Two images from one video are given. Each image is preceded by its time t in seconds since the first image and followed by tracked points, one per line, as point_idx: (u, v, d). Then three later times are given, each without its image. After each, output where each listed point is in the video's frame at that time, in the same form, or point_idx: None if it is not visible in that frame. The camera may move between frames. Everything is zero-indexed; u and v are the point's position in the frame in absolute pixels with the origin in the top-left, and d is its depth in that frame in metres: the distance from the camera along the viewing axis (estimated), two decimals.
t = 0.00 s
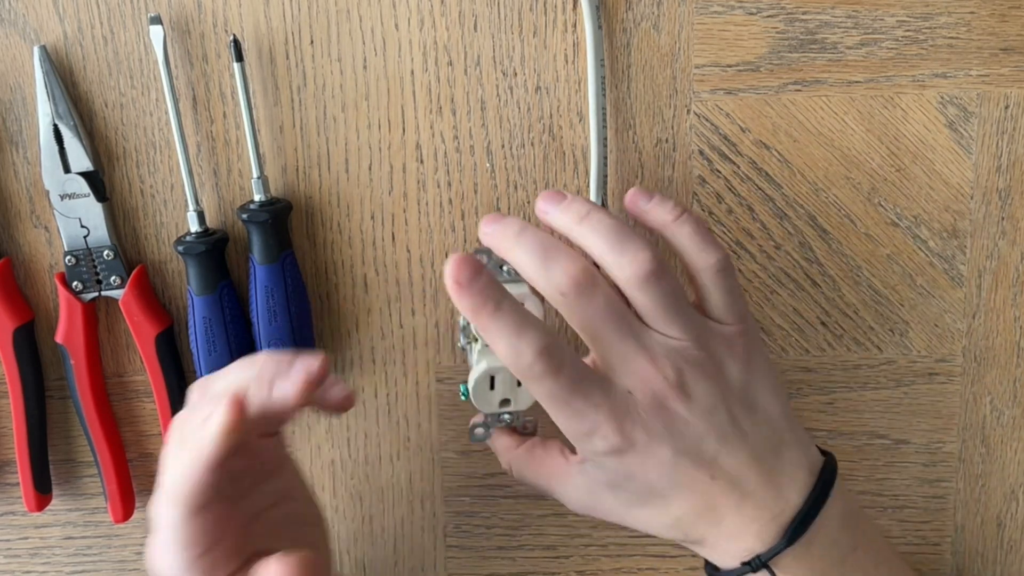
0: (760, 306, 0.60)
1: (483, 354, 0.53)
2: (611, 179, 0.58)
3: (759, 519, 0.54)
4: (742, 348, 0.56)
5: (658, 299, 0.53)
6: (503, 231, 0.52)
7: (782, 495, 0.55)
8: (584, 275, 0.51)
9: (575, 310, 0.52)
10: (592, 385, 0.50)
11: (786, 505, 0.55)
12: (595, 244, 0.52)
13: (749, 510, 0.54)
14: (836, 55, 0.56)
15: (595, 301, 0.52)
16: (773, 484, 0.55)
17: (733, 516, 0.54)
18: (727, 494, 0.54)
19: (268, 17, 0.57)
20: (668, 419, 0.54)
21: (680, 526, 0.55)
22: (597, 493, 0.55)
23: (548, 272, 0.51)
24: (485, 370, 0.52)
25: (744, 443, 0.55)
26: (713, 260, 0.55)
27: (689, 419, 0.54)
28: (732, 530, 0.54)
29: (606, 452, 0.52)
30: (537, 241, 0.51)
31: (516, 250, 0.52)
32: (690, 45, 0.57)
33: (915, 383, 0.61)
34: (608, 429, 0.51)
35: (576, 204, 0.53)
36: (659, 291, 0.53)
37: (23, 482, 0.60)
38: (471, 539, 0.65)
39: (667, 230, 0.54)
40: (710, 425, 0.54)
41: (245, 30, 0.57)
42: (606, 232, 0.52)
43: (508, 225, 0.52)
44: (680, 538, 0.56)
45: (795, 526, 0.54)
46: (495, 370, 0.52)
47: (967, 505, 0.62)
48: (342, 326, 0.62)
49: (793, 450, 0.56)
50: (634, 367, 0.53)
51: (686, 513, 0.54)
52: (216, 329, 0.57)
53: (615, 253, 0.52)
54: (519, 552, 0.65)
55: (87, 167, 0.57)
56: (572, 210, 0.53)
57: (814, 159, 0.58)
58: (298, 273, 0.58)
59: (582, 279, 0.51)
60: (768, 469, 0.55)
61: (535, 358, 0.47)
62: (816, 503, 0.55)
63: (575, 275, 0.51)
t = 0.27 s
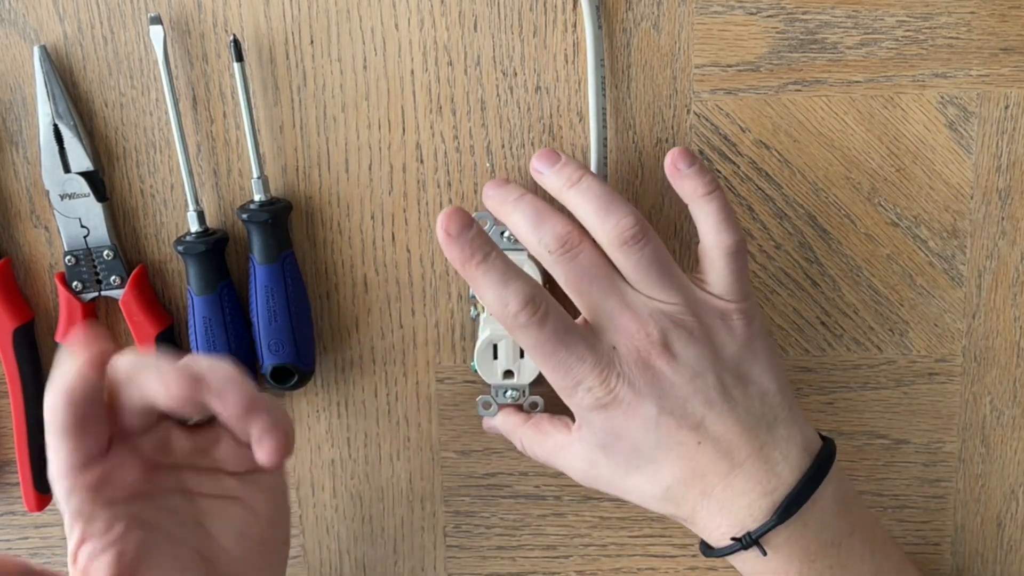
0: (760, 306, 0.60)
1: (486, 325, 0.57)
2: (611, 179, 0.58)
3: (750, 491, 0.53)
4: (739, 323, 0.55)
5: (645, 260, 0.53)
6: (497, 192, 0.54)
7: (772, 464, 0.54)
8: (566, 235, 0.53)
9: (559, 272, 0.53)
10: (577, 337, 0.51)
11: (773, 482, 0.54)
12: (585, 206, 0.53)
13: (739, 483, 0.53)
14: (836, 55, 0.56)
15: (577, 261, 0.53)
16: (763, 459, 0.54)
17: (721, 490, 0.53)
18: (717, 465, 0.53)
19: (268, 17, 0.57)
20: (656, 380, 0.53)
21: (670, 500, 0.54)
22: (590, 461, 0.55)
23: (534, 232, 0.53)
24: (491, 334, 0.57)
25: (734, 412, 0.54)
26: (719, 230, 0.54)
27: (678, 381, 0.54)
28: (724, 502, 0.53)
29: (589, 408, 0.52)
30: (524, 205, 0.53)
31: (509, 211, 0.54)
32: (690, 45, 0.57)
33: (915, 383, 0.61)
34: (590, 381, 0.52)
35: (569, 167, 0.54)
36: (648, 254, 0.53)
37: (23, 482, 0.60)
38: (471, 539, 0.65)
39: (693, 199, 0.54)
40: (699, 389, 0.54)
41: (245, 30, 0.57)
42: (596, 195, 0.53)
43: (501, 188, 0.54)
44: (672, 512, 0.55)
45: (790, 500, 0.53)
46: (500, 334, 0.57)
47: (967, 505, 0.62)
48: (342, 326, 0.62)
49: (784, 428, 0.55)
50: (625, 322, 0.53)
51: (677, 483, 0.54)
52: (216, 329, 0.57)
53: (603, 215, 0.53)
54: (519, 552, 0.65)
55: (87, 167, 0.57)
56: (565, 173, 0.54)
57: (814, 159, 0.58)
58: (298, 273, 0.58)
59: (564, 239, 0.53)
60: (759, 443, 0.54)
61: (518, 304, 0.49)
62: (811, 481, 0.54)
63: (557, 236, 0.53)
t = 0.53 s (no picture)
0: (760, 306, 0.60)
1: (486, 318, 0.57)
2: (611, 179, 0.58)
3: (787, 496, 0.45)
4: (766, 320, 0.49)
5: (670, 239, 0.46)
6: (513, 178, 0.45)
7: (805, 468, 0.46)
8: (592, 232, 0.45)
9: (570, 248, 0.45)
10: (604, 338, 0.45)
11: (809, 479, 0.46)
12: (615, 198, 0.46)
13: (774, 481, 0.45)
14: (836, 55, 0.56)
15: (605, 260, 0.45)
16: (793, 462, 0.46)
17: (752, 493, 0.45)
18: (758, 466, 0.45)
19: (268, 17, 0.57)
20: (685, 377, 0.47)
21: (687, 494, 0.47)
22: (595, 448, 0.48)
23: (549, 222, 0.45)
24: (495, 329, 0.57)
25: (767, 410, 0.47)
26: (749, 219, 0.48)
27: (706, 377, 0.47)
28: (757, 500, 0.45)
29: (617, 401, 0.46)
30: (548, 195, 0.45)
31: (527, 202, 0.45)
32: (690, 45, 0.57)
33: (915, 383, 0.61)
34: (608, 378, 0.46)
35: (602, 158, 0.46)
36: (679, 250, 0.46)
37: (23, 481, 0.60)
38: (471, 539, 0.65)
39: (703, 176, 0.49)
40: (734, 386, 0.47)
41: (245, 30, 0.57)
42: (631, 188, 0.45)
43: (517, 171, 0.45)
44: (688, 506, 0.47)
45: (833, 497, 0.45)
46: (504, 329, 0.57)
47: (967, 505, 0.62)
48: (342, 326, 0.62)
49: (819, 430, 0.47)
50: (652, 322, 0.47)
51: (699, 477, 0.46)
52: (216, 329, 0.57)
53: (634, 210, 0.46)
54: (519, 552, 0.65)
55: (87, 167, 0.57)
56: (599, 164, 0.46)
57: (814, 159, 0.58)
58: (298, 273, 0.58)
59: (591, 236, 0.45)
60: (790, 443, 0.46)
61: (541, 313, 0.44)
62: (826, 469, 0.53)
63: (584, 233, 0.45)
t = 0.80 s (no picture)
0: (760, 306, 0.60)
1: (487, 319, 0.57)
2: (611, 179, 0.58)
3: (900, 493, 0.46)
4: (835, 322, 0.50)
5: (829, 243, 0.45)
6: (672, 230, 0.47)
7: (960, 469, 0.47)
8: (744, 259, 0.44)
9: (795, 254, 0.45)
10: (804, 306, 0.43)
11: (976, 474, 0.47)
12: (739, 212, 0.48)
13: (926, 480, 0.46)
14: (836, 55, 0.56)
15: (760, 283, 0.43)
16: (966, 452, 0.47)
17: (876, 470, 0.45)
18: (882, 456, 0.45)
19: (268, 17, 0.57)
20: (893, 364, 0.44)
21: (863, 463, 0.45)
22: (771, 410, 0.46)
23: (706, 263, 0.45)
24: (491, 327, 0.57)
25: (924, 395, 0.45)
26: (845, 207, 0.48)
27: (905, 363, 0.44)
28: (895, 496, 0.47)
29: (821, 385, 0.43)
30: (708, 240, 0.46)
31: (686, 248, 0.46)
32: (690, 45, 0.57)
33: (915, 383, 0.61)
34: (833, 353, 0.42)
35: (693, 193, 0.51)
36: (816, 238, 0.45)
37: (23, 481, 0.60)
38: (471, 539, 0.65)
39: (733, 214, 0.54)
40: (901, 400, 0.44)
41: (245, 30, 0.57)
42: (740, 200, 0.48)
43: (676, 225, 0.48)
44: (851, 494, 0.48)
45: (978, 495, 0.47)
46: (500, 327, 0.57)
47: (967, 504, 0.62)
48: (342, 325, 0.62)
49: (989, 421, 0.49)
50: (848, 296, 0.44)
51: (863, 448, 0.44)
52: (216, 329, 0.57)
53: (755, 214, 0.47)
54: (519, 552, 0.65)
55: (87, 167, 0.57)
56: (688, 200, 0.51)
57: (815, 159, 0.58)
58: (298, 273, 0.58)
59: (740, 263, 0.44)
60: (972, 430, 0.47)
61: (740, 280, 0.44)
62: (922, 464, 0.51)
63: (730, 259, 0.44)
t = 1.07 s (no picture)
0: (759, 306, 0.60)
1: (486, 319, 0.57)
2: (611, 179, 0.58)
3: (824, 410, 0.52)
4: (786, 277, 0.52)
5: (728, 191, 0.49)
6: (582, 195, 0.51)
7: (884, 386, 0.52)
8: (644, 220, 0.49)
9: (694, 204, 0.49)
10: (704, 251, 0.48)
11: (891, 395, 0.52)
12: (643, 160, 0.50)
13: (844, 400, 0.51)
14: (836, 55, 0.56)
15: (660, 243, 0.48)
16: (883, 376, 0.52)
17: (796, 392, 0.51)
18: (806, 376, 0.50)
19: (268, 17, 0.57)
20: (801, 297, 0.49)
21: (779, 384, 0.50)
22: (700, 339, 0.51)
23: (613, 225, 0.50)
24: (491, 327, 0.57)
25: (835, 323, 0.50)
26: (749, 151, 0.53)
27: (809, 296, 0.49)
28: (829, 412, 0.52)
29: (727, 323, 0.48)
30: (613, 202, 0.50)
31: (596, 212, 0.50)
32: (690, 45, 0.57)
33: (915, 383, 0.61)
34: (732, 294, 0.47)
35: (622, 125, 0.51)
36: (716, 188, 0.49)
37: (23, 482, 0.60)
38: (471, 539, 0.65)
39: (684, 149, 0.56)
40: (810, 322, 0.49)
41: (245, 30, 0.57)
42: (649, 145, 0.50)
43: (586, 186, 0.51)
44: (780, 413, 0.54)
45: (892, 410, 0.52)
46: (500, 327, 0.57)
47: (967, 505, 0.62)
48: (342, 325, 0.62)
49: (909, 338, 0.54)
50: (746, 240, 0.48)
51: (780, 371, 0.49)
52: (216, 329, 0.57)
53: (658, 164, 0.49)
54: (519, 552, 0.65)
55: (87, 167, 0.57)
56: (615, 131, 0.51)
57: (815, 159, 0.58)
58: (298, 273, 0.58)
59: (640, 225, 0.49)
60: (886, 351, 0.52)
61: (639, 241, 0.49)
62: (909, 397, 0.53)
63: (632, 222, 0.49)
